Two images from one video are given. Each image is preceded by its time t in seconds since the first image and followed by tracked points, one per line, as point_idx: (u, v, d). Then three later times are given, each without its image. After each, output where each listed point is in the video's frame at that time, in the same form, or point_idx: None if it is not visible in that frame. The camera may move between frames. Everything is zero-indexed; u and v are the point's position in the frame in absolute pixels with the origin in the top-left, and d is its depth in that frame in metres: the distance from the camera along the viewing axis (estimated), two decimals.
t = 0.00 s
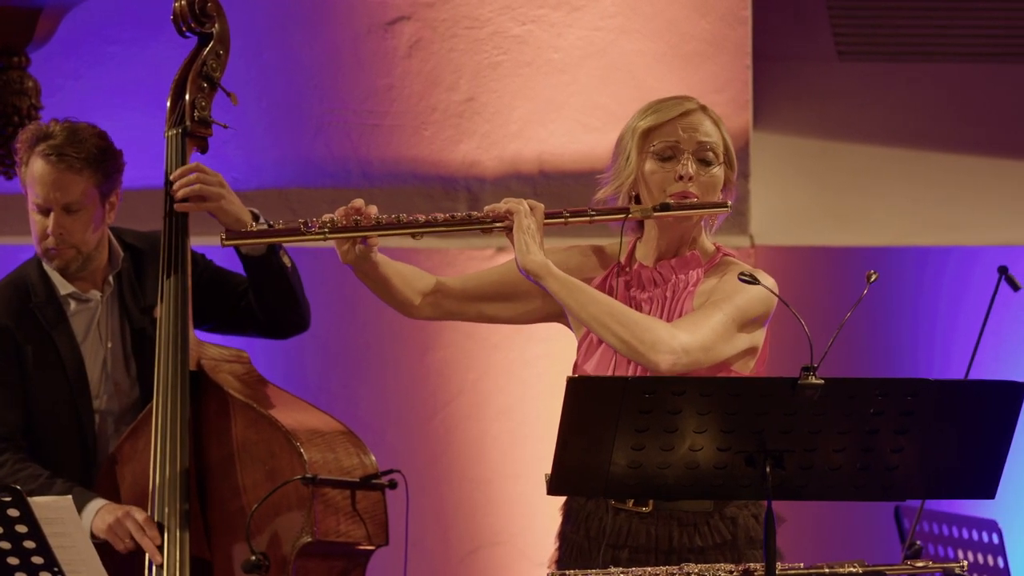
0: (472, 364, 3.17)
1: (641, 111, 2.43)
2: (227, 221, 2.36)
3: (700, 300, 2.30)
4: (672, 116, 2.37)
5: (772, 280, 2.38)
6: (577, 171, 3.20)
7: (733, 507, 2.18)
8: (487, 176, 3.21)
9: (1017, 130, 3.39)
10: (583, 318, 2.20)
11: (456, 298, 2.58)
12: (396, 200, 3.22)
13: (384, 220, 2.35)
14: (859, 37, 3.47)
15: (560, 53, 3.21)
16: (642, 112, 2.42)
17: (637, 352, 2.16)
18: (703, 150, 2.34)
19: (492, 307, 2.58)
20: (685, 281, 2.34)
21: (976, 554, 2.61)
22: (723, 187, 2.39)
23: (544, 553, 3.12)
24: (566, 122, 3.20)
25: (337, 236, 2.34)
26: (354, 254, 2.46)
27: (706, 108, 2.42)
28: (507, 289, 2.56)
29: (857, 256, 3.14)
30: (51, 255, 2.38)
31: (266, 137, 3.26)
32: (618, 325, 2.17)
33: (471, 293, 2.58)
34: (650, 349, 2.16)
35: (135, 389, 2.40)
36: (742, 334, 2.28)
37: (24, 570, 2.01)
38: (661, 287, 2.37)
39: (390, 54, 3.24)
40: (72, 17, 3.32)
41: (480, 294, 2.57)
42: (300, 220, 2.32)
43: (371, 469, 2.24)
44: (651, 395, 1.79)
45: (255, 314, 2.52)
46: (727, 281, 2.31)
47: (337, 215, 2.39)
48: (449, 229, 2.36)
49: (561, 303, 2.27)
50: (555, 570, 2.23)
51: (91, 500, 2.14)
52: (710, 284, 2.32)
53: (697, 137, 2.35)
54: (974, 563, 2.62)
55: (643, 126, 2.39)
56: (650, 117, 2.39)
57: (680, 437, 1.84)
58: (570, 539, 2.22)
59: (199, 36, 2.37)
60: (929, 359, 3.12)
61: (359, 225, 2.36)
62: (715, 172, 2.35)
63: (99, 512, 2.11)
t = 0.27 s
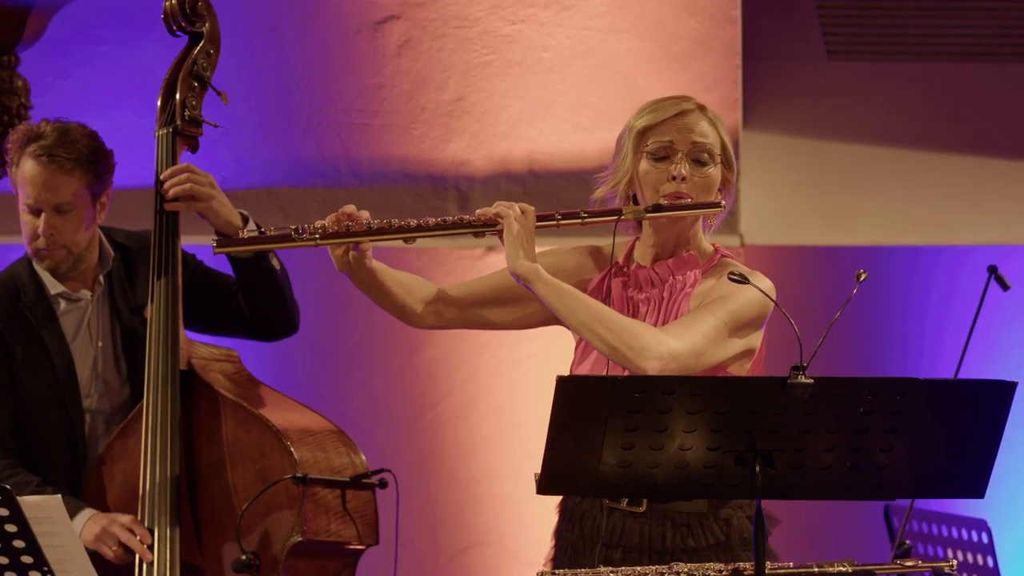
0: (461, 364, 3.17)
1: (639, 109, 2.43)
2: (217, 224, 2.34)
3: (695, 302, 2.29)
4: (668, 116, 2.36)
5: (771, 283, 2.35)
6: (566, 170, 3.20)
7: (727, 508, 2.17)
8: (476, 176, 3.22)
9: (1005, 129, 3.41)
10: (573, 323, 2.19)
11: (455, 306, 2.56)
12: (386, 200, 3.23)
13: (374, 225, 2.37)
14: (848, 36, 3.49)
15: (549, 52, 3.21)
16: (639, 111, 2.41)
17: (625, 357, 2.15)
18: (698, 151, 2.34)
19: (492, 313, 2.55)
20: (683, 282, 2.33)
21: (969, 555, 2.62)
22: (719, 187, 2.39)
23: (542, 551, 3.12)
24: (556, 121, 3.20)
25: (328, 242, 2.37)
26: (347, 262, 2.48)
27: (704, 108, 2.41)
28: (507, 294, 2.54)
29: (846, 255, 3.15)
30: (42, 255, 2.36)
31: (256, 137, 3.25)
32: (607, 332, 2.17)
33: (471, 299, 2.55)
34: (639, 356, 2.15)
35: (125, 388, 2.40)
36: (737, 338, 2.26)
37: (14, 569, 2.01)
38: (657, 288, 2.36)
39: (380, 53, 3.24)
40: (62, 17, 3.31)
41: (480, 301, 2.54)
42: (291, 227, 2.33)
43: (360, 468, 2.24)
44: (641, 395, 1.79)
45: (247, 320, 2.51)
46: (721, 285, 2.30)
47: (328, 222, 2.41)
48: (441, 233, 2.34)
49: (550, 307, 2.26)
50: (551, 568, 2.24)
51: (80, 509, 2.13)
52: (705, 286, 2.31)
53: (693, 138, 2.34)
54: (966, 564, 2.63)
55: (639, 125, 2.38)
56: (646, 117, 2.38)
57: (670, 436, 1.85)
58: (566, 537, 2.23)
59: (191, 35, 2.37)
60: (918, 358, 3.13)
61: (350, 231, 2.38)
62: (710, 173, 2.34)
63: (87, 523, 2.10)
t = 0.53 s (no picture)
0: (450, 363, 3.17)
1: (631, 111, 2.42)
2: (202, 226, 2.34)
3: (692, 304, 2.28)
4: (660, 118, 2.36)
5: (767, 282, 2.33)
6: (554, 169, 3.20)
7: (723, 509, 2.16)
8: (465, 174, 3.22)
9: (992, 129, 3.42)
10: (571, 334, 2.18)
11: (454, 313, 2.57)
12: (374, 200, 3.22)
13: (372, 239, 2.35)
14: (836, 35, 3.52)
15: (538, 51, 3.21)
16: (631, 113, 2.41)
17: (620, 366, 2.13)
18: (692, 152, 2.34)
19: (491, 320, 2.56)
20: (679, 282, 2.33)
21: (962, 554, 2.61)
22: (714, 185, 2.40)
23: (540, 549, 3.12)
24: (544, 120, 3.20)
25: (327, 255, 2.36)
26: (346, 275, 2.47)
27: (695, 106, 2.40)
28: (506, 299, 2.55)
29: (833, 254, 3.16)
30: (30, 249, 2.35)
31: (245, 136, 3.25)
32: (604, 341, 2.15)
33: (471, 307, 2.56)
34: (634, 364, 2.12)
35: (112, 386, 2.40)
36: (736, 339, 2.23)
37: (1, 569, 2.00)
38: (655, 287, 2.36)
39: (369, 52, 3.23)
40: (51, 15, 3.30)
41: (479, 308, 2.56)
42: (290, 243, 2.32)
43: (349, 467, 2.24)
44: (629, 394, 1.79)
45: (231, 323, 2.50)
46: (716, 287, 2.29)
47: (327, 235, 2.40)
48: (437, 243, 2.35)
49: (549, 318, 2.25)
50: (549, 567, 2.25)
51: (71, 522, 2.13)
52: (704, 288, 2.30)
53: (686, 139, 2.34)
54: (958, 563, 2.63)
55: (632, 128, 2.37)
56: (639, 119, 2.38)
57: (658, 435, 1.85)
58: (563, 535, 2.23)
59: (179, 34, 2.37)
60: (907, 358, 3.14)
61: (348, 245, 2.37)
62: (705, 173, 2.35)
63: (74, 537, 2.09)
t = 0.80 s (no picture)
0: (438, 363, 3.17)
1: (621, 118, 2.43)
2: (186, 229, 2.35)
3: (696, 305, 2.30)
4: (650, 122, 2.37)
5: (767, 283, 2.33)
6: (542, 168, 3.20)
7: (722, 510, 2.17)
8: (453, 174, 3.22)
9: (979, 128, 3.44)
10: (578, 349, 2.19)
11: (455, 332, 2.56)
12: (362, 198, 3.24)
13: (375, 259, 2.34)
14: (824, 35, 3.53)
15: (526, 50, 3.21)
16: (620, 119, 2.42)
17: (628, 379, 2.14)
18: (685, 153, 2.35)
19: (492, 334, 2.56)
20: (681, 283, 2.34)
21: (951, 554, 2.63)
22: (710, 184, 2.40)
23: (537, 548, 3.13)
24: (532, 119, 3.20)
25: (330, 280, 2.34)
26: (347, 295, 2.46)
27: (684, 107, 2.41)
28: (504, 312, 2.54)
29: (823, 253, 3.16)
30: (16, 244, 2.35)
31: (232, 135, 3.24)
32: (610, 355, 2.16)
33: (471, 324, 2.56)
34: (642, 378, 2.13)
35: (100, 385, 2.40)
36: (740, 341, 2.25)
37: None
38: (656, 288, 2.37)
39: (357, 52, 3.23)
40: (39, 14, 3.29)
41: (479, 324, 2.55)
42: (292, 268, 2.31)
43: (337, 466, 2.24)
44: (617, 393, 1.79)
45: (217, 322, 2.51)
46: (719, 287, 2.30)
47: (327, 260, 2.38)
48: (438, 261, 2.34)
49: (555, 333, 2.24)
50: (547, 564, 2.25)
51: (55, 502, 2.11)
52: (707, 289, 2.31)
53: (678, 141, 2.35)
54: (947, 563, 2.64)
55: (623, 135, 2.39)
56: (629, 125, 2.39)
57: (646, 434, 1.85)
58: (562, 533, 2.24)
59: (166, 33, 2.36)
60: (895, 357, 3.15)
61: (351, 269, 2.34)
62: (700, 173, 2.36)
63: (62, 520, 2.07)
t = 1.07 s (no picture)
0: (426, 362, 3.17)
1: (612, 121, 2.43)
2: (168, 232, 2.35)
3: (706, 305, 2.29)
4: (645, 124, 2.37)
5: (773, 279, 2.33)
6: (530, 168, 3.20)
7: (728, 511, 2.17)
8: (441, 173, 3.22)
9: (966, 128, 3.45)
10: (592, 353, 2.19)
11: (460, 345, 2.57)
12: (350, 198, 3.24)
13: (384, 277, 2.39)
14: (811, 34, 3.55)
15: (513, 50, 3.21)
16: (613, 124, 2.42)
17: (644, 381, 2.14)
18: (682, 151, 2.36)
19: (498, 343, 2.58)
20: (687, 282, 2.34)
21: (935, 554, 2.65)
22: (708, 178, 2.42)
23: (535, 548, 3.12)
24: (520, 119, 3.20)
25: (341, 301, 2.38)
26: (356, 314, 2.48)
27: (675, 105, 2.41)
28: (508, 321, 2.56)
29: (810, 253, 3.17)
30: (4, 248, 2.34)
31: (220, 135, 3.23)
32: (626, 358, 2.15)
33: (476, 335, 2.57)
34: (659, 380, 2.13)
35: (86, 386, 2.39)
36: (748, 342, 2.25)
37: None
38: (662, 288, 2.37)
39: (344, 51, 3.22)
40: (26, 13, 3.27)
41: (484, 334, 2.57)
42: (301, 292, 2.36)
43: (323, 465, 2.24)
44: (604, 393, 1.79)
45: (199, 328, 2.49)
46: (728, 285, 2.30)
47: (337, 281, 2.42)
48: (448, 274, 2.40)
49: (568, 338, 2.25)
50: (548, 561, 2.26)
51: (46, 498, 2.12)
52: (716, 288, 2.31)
53: (674, 140, 2.35)
54: (931, 562, 2.66)
55: (619, 140, 2.39)
56: (623, 129, 2.39)
57: (633, 434, 1.86)
58: (563, 532, 2.24)
59: (150, 33, 2.35)
60: (883, 357, 3.16)
61: (361, 287, 2.39)
62: (698, 169, 2.37)
63: (55, 511, 2.10)
